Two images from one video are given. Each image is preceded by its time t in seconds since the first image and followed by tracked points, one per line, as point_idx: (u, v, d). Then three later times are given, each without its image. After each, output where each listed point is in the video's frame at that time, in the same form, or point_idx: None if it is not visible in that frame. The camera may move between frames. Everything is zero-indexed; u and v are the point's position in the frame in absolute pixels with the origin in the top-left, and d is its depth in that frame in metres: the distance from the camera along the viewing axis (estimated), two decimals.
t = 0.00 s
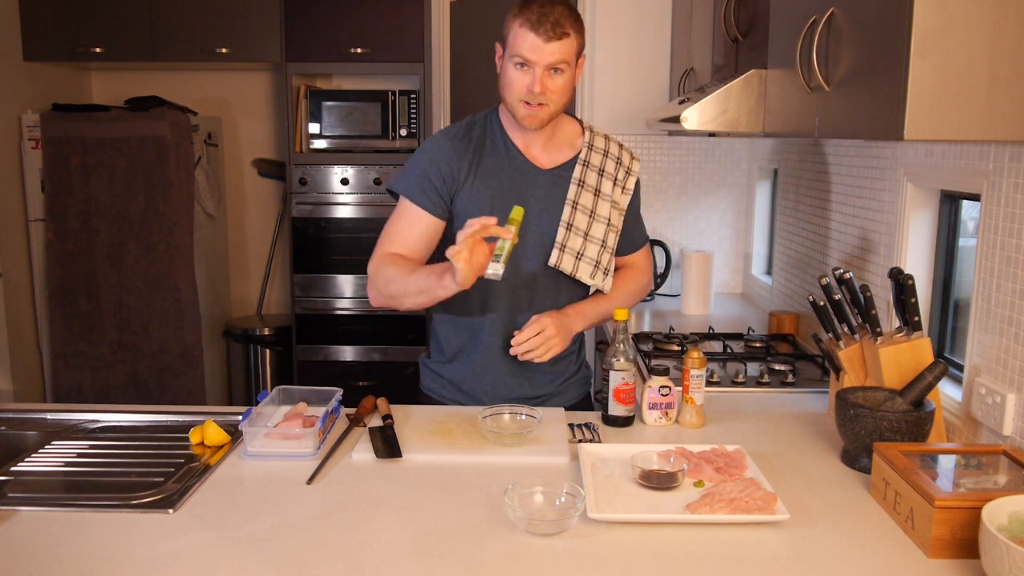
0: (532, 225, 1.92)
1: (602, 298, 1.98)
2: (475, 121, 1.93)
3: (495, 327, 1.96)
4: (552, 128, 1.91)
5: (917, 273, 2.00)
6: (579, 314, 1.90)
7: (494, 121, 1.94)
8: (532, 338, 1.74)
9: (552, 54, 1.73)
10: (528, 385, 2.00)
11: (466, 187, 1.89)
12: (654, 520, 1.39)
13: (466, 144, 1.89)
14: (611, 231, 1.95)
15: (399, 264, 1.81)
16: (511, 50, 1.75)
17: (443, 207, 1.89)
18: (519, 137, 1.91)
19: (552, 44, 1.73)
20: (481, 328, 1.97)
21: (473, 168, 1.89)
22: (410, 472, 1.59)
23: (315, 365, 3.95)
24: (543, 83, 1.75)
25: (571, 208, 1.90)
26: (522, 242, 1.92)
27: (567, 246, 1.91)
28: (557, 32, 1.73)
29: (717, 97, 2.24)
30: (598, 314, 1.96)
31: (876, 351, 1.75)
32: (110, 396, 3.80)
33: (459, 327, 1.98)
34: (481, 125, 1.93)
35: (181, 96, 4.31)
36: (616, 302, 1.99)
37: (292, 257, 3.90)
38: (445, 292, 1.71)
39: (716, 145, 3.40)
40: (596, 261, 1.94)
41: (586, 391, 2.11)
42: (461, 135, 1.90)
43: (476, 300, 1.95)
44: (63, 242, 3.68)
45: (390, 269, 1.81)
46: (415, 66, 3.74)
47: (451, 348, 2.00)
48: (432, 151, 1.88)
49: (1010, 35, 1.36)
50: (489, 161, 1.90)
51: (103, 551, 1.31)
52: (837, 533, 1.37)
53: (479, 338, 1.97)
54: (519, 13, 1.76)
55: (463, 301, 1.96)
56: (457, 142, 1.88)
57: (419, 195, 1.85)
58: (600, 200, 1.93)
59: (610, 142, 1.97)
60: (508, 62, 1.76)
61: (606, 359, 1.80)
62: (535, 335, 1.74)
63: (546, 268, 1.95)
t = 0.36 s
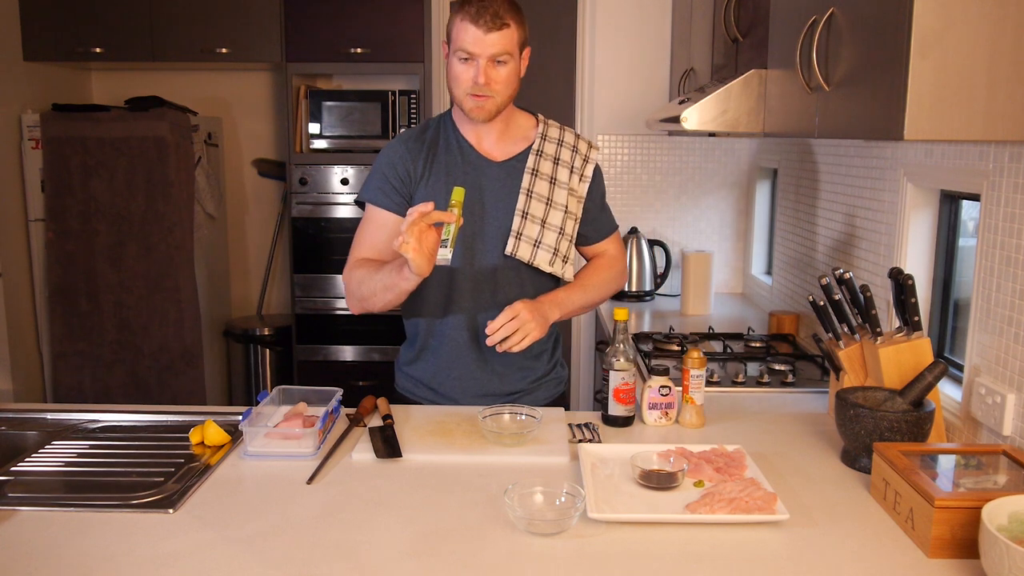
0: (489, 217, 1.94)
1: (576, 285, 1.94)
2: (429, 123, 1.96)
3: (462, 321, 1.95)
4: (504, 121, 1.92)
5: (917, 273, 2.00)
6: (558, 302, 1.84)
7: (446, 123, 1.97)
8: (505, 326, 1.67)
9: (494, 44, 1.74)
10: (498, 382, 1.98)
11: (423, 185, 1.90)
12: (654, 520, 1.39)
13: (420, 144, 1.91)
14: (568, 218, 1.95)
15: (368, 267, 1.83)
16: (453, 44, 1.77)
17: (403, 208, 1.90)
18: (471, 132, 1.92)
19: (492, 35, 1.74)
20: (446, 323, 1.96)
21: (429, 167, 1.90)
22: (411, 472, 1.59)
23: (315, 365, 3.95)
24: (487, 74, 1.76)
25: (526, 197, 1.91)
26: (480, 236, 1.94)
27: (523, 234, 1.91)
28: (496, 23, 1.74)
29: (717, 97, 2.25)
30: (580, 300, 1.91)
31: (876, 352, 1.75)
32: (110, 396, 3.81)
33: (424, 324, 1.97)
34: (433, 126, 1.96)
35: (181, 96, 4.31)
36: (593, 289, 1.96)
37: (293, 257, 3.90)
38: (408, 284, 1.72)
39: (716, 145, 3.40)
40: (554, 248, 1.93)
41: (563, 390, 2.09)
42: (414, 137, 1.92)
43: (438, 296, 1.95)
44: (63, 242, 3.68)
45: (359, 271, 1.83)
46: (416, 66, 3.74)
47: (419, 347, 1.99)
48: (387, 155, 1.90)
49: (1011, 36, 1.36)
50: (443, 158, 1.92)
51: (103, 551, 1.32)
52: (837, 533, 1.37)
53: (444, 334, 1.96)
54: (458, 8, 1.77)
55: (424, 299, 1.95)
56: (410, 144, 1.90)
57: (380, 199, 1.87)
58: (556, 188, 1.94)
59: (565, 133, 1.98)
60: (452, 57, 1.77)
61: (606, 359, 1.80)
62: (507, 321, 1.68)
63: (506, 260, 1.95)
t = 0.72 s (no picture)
0: (481, 218, 1.91)
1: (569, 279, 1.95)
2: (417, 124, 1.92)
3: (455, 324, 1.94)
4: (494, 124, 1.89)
5: (917, 273, 2.00)
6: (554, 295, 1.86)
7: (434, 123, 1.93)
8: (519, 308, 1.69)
9: (491, 71, 1.69)
10: (494, 382, 1.97)
11: (413, 188, 1.87)
12: (654, 520, 1.39)
13: (409, 147, 1.88)
14: (559, 216, 1.93)
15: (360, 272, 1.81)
16: (448, 65, 1.70)
17: (393, 211, 1.88)
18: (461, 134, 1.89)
19: (489, 62, 1.68)
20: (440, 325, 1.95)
21: (419, 169, 1.87)
22: (411, 472, 1.59)
23: (315, 365, 3.95)
24: (484, 99, 1.72)
25: (518, 196, 1.89)
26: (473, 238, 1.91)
27: (516, 233, 1.89)
28: (493, 49, 1.68)
29: (717, 97, 2.25)
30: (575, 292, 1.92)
31: (876, 352, 1.75)
32: (110, 396, 3.81)
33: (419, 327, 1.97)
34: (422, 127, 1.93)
35: (181, 96, 4.31)
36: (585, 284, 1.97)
37: (293, 257, 3.90)
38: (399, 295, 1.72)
39: (716, 145, 3.40)
40: (546, 247, 1.92)
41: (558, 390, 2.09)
42: (403, 138, 1.88)
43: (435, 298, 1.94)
44: (63, 242, 3.68)
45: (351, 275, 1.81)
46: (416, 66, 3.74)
47: (413, 350, 1.99)
48: (375, 159, 1.86)
49: (1011, 36, 1.36)
50: (433, 159, 1.89)
51: (102, 551, 1.32)
52: (837, 532, 1.38)
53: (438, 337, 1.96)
54: (451, 25, 1.69)
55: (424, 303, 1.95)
56: (398, 146, 1.87)
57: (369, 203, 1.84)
58: (547, 186, 1.91)
59: (553, 131, 1.96)
60: (445, 78, 1.72)
61: (606, 359, 1.80)
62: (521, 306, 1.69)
63: (500, 262, 1.94)
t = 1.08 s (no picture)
0: (490, 225, 1.88)
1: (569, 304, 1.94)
2: (430, 124, 1.89)
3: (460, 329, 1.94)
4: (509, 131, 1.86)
5: (917, 273, 2.00)
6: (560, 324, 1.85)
7: (446, 125, 1.90)
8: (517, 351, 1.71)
9: (515, 99, 1.66)
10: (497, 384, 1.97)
11: (421, 192, 1.85)
12: (654, 520, 1.39)
13: (420, 149, 1.85)
14: (569, 227, 1.91)
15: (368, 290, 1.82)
16: (473, 89, 1.66)
17: (398, 215, 1.86)
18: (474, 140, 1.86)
19: (515, 92, 1.65)
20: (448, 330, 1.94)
21: (428, 173, 1.85)
22: (411, 472, 1.59)
23: (315, 365, 3.96)
24: (505, 124, 1.70)
25: (528, 205, 1.87)
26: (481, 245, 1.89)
27: (525, 243, 1.87)
28: (520, 79, 1.64)
29: (717, 97, 2.25)
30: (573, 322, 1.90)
31: (876, 352, 1.75)
32: (110, 396, 3.81)
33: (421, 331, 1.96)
34: (433, 128, 1.89)
35: (181, 96, 4.31)
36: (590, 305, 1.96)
37: (293, 257, 3.90)
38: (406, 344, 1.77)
39: (716, 145, 3.40)
40: (555, 258, 1.89)
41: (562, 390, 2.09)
42: (413, 139, 1.86)
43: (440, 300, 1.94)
44: (63, 242, 3.68)
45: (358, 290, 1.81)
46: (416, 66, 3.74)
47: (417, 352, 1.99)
48: (384, 158, 1.84)
49: (1011, 36, 1.36)
50: (443, 163, 1.86)
51: (102, 550, 1.32)
52: (837, 532, 1.37)
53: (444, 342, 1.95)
54: (479, 49, 1.64)
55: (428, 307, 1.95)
56: (408, 148, 1.84)
57: (376, 205, 1.83)
58: (557, 196, 1.89)
59: (566, 138, 1.93)
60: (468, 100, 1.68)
61: (606, 359, 1.80)
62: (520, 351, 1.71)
63: (507, 270, 1.92)
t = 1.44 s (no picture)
0: (506, 231, 1.88)
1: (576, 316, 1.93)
2: (452, 122, 1.88)
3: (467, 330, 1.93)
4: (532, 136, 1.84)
5: (917, 273, 2.00)
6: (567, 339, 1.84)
7: (469, 125, 1.88)
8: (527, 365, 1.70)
9: (539, 118, 1.63)
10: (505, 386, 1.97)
11: (439, 193, 1.84)
12: (654, 520, 1.39)
13: (441, 149, 1.84)
14: (585, 237, 1.90)
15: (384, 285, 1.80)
16: (499, 103, 1.63)
17: (416, 214, 1.85)
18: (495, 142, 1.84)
19: (541, 112, 1.62)
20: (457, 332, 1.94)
21: (448, 175, 1.84)
22: (410, 472, 1.59)
23: (315, 365, 3.96)
24: (527, 139, 1.67)
25: (544, 214, 1.87)
26: (496, 250, 1.89)
27: (539, 252, 1.87)
28: (547, 100, 1.60)
29: (717, 97, 2.24)
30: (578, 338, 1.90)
31: (876, 352, 1.75)
32: (110, 396, 3.81)
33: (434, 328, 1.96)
34: (455, 127, 1.87)
35: (181, 96, 4.31)
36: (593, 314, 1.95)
37: (292, 257, 3.90)
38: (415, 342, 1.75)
39: (717, 145, 3.40)
40: (569, 268, 1.89)
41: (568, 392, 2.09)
42: (435, 138, 1.84)
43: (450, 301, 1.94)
44: (64, 242, 3.68)
45: (373, 285, 1.80)
46: (416, 65, 3.74)
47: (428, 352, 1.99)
48: (404, 156, 1.82)
49: (1011, 36, 1.36)
50: (463, 166, 1.85)
51: (102, 550, 1.32)
52: (837, 533, 1.38)
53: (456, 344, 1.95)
54: (510, 65, 1.60)
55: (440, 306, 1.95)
56: (430, 147, 1.83)
57: (396, 204, 1.81)
58: (575, 205, 1.88)
59: (588, 145, 1.91)
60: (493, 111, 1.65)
61: (606, 359, 1.80)
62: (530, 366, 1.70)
63: (521, 277, 1.92)
